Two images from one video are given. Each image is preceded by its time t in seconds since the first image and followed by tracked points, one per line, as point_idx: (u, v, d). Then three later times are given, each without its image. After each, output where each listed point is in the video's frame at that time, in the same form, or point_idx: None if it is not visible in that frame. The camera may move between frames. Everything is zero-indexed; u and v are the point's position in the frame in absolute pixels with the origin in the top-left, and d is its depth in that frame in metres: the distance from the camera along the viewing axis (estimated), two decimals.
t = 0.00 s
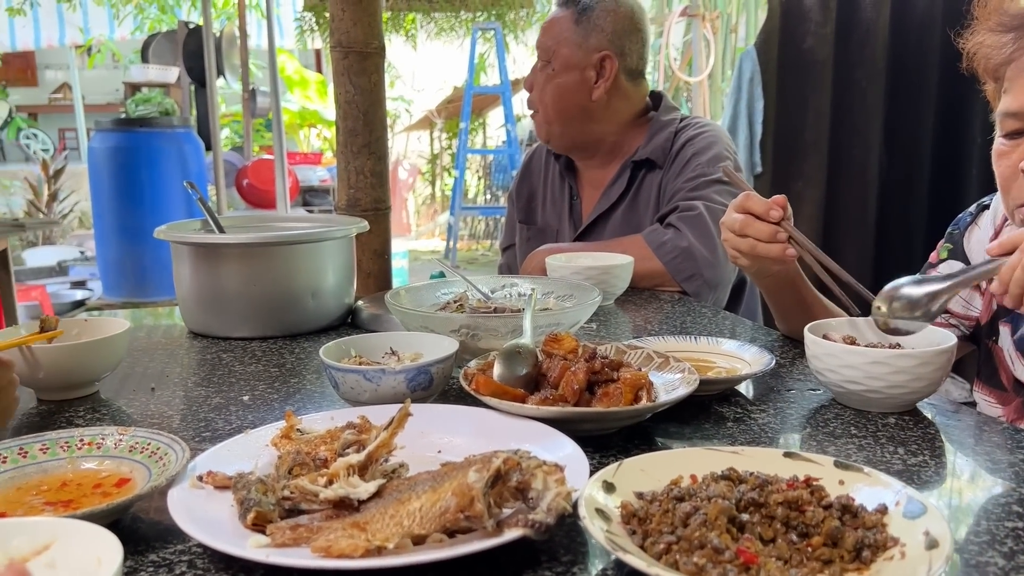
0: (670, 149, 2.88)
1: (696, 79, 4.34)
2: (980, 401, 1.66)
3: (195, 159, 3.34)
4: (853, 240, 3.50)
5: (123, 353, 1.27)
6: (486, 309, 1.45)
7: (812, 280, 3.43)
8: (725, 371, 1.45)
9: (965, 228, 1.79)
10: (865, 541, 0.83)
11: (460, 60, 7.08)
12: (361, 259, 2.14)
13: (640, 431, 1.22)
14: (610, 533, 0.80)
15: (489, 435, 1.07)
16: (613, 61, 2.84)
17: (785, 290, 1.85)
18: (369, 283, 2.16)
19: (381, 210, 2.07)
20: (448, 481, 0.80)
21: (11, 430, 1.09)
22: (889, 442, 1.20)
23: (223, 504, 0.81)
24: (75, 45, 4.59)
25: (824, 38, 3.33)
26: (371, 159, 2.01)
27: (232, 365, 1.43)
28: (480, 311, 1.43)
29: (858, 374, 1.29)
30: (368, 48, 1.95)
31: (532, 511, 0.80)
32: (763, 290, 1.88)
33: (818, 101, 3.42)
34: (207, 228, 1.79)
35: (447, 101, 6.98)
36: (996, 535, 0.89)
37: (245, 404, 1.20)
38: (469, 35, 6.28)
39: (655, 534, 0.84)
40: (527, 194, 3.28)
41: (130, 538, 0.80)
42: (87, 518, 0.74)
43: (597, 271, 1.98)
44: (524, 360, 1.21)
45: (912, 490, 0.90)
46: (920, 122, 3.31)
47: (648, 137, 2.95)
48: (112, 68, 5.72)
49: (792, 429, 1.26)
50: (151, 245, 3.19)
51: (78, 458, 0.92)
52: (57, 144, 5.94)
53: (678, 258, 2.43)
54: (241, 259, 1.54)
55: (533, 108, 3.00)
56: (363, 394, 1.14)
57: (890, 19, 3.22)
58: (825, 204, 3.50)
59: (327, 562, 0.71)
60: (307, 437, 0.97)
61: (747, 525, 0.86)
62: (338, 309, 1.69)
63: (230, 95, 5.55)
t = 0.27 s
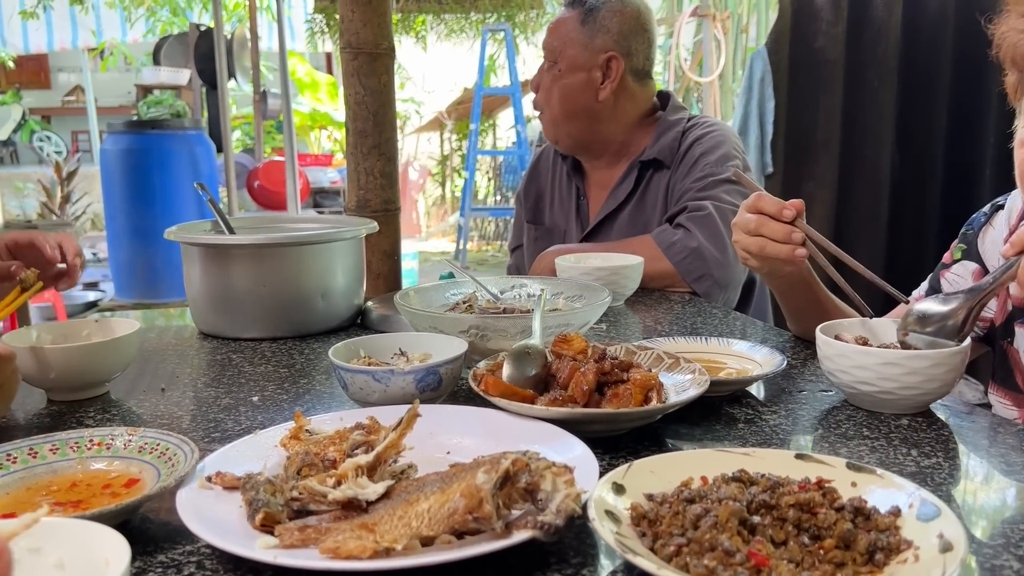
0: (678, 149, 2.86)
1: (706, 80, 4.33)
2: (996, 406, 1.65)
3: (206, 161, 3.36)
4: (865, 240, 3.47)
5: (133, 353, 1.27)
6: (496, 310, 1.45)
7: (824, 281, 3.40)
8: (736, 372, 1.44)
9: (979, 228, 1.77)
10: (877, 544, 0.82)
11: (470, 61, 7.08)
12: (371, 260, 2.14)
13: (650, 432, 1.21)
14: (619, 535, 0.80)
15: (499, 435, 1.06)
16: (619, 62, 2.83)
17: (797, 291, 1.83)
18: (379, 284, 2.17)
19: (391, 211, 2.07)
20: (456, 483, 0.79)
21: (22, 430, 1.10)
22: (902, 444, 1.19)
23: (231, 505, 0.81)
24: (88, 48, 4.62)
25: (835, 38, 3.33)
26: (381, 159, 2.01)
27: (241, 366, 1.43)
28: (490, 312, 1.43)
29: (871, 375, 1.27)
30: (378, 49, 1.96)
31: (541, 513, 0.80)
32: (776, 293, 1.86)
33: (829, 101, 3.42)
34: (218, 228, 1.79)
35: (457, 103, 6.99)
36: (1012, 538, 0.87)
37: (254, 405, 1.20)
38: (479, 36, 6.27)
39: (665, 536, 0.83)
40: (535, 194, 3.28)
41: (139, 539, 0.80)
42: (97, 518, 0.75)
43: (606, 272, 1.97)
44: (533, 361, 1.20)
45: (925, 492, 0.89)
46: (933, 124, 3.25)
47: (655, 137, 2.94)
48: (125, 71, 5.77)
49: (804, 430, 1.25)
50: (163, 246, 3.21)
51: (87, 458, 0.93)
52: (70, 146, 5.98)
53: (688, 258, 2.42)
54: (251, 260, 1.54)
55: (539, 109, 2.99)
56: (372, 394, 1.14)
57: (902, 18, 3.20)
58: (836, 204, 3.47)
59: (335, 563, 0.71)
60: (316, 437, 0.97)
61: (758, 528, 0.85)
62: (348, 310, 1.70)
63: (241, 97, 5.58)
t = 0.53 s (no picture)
0: (687, 146, 2.85)
1: (716, 77, 4.31)
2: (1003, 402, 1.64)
3: (216, 161, 3.37)
4: (876, 237, 3.44)
5: (139, 350, 1.28)
6: (501, 306, 1.45)
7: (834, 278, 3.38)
8: (743, 368, 1.43)
9: (991, 223, 1.76)
10: (884, 538, 0.81)
11: (480, 61, 7.08)
12: (378, 258, 2.14)
13: (655, 427, 1.21)
14: (622, 528, 0.79)
15: (503, 430, 1.06)
16: (628, 59, 2.83)
17: (808, 288, 1.81)
18: (386, 282, 2.17)
19: (399, 209, 2.07)
20: (458, 475, 0.79)
21: (28, 425, 1.11)
22: (911, 439, 1.17)
23: (233, 498, 0.82)
24: (100, 49, 4.66)
25: (846, 35, 3.31)
26: (388, 157, 2.02)
27: (247, 363, 1.44)
28: (495, 308, 1.42)
29: (880, 370, 1.26)
30: (385, 46, 1.96)
31: (543, 506, 0.79)
32: (787, 290, 1.84)
33: (839, 99, 3.39)
34: (225, 226, 1.80)
35: (467, 103, 6.99)
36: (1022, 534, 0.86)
37: (259, 400, 1.21)
38: (488, 36, 6.26)
39: (669, 530, 0.83)
40: (543, 192, 3.27)
41: (140, 532, 0.80)
42: (98, 511, 0.75)
43: (614, 269, 1.96)
44: (538, 356, 1.20)
45: (933, 487, 0.88)
46: (946, 119, 3.23)
47: (663, 134, 2.93)
48: (136, 73, 5.81)
49: (812, 426, 1.24)
50: (172, 246, 3.23)
51: (91, 452, 0.93)
52: (82, 147, 6.03)
53: (697, 255, 2.41)
54: (258, 256, 1.55)
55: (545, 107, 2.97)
56: (376, 389, 1.14)
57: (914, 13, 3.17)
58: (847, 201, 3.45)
59: (336, 556, 0.71)
60: (320, 432, 0.97)
61: (763, 522, 0.84)
62: (354, 307, 1.70)
63: (252, 98, 5.60)
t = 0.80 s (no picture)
0: (697, 144, 2.84)
1: (726, 75, 4.29)
2: (1013, 401, 1.64)
3: (227, 161, 3.39)
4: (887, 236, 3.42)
5: (148, 348, 1.29)
6: (509, 303, 1.44)
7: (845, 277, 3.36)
8: (752, 366, 1.42)
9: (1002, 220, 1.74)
10: (893, 535, 0.81)
11: (489, 61, 7.08)
12: (387, 256, 2.15)
13: (663, 425, 1.20)
14: (628, 525, 0.79)
15: (510, 427, 1.06)
16: (638, 57, 2.82)
17: (819, 285, 1.79)
18: (395, 280, 2.17)
19: (407, 207, 2.08)
20: (464, 471, 0.79)
21: (37, 421, 1.12)
22: (921, 437, 1.17)
23: (240, 494, 0.82)
24: (112, 50, 4.69)
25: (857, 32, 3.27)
26: (396, 155, 2.02)
27: (256, 360, 1.44)
28: (502, 306, 1.42)
29: (889, 368, 1.25)
30: (393, 45, 1.96)
31: (549, 503, 0.79)
32: (798, 288, 1.82)
33: (849, 100, 3.36)
34: (235, 224, 1.81)
35: (477, 102, 6.98)
36: None
37: (267, 397, 1.21)
38: (498, 36, 6.25)
39: (676, 528, 0.82)
40: (553, 191, 3.27)
41: (147, 527, 0.80)
42: (105, 506, 0.75)
43: (622, 267, 1.96)
44: (546, 353, 1.19)
45: (943, 484, 0.87)
46: (958, 118, 3.22)
47: (674, 132, 2.92)
48: (147, 73, 5.86)
49: (821, 424, 1.23)
50: (183, 246, 3.25)
51: (99, 448, 0.94)
52: (95, 147, 6.08)
53: (707, 254, 2.40)
54: (267, 255, 1.56)
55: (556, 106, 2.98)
56: (383, 386, 1.14)
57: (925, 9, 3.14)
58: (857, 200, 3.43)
59: (342, 552, 0.71)
60: (326, 428, 0.97)
61: (771, 519, 0.84)
62: (363, 305, 1.70)
63: (262, 98, 5.63)
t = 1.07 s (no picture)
0: (708, 143, 2.82)
1: (736, 74, 4.27)
2: None
3: (236, 160, 3.39)
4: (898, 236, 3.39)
5: (158, 346, 1.29)
6: (519, 303, 1.44)
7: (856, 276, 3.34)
8: (763, 366, 1.41)
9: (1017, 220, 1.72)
10: (908, 538, 0.80)
11: (499, 60, 7.06)
12: (396, 255, 2.15)
13: (674, 425, 1.19)
14: (640, 527, 0.78)
15: (520, 427, 1.05)
16: (649, 55, 2.81)
17: (832, 285, 1.78)
18: (404, 279, 2.17)
19: (416, 206, 2.07)
20: (474, 472, 0.79)
21: (47, 420, 1.12)
22: (935, 439, 1.15)
23: (249, 493, 0.82)
24: (123, 49, 4.71)
25: (868, 31, 3.28)
26: (406, 154, 2.02)
27: (265, 359, 1.44)
28: (512, 305, 1.42)
29: (902, 369, 1.24)
30: (403, 44, 1.96)
31: (560, 504, 0.79)
32: (811, 288, 1.80)
33: (861, 98, 3.38)
34: (244, 223, 1.81)
35: (485, 101, 6.96)
36: None
37: (277, 396, 1.21)
38: (507, 35, 6.23)
39: (688, 529, 0.82)
40: (562, 190, 3.26)
41: (157, 527, 0.80)
42: (115, 506, 0.75)
43: (632, 266, 1.95)
44: (556, 353, 1.19)
45: (958, 487, 0.86)
46: (970, 116, 3.14)
47: (685, 131, 2.90)
48: (157, 72, 5.88)
49: (833, 425, 1.22)
50: (193, 244, 3.26)
51: (109, 447, 0.94)
52: (105, 146, 6.11)
53: (717, 253, 2.38)
54: (277, 254, 1.56)
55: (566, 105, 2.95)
56: (393, 386, 1.14)
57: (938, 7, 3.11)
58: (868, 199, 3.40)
59: (351, 552, 0.70)
60: (336, 428, 0.97)
61: (784, 521, 0.83)
62: (372, 304, 1.70)
63: (272, 98, 5.64)
